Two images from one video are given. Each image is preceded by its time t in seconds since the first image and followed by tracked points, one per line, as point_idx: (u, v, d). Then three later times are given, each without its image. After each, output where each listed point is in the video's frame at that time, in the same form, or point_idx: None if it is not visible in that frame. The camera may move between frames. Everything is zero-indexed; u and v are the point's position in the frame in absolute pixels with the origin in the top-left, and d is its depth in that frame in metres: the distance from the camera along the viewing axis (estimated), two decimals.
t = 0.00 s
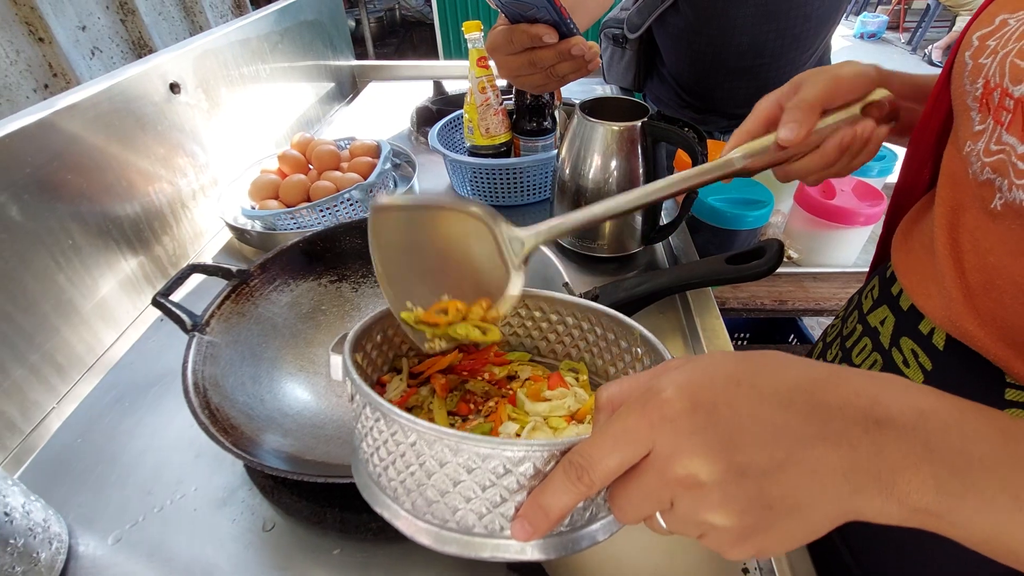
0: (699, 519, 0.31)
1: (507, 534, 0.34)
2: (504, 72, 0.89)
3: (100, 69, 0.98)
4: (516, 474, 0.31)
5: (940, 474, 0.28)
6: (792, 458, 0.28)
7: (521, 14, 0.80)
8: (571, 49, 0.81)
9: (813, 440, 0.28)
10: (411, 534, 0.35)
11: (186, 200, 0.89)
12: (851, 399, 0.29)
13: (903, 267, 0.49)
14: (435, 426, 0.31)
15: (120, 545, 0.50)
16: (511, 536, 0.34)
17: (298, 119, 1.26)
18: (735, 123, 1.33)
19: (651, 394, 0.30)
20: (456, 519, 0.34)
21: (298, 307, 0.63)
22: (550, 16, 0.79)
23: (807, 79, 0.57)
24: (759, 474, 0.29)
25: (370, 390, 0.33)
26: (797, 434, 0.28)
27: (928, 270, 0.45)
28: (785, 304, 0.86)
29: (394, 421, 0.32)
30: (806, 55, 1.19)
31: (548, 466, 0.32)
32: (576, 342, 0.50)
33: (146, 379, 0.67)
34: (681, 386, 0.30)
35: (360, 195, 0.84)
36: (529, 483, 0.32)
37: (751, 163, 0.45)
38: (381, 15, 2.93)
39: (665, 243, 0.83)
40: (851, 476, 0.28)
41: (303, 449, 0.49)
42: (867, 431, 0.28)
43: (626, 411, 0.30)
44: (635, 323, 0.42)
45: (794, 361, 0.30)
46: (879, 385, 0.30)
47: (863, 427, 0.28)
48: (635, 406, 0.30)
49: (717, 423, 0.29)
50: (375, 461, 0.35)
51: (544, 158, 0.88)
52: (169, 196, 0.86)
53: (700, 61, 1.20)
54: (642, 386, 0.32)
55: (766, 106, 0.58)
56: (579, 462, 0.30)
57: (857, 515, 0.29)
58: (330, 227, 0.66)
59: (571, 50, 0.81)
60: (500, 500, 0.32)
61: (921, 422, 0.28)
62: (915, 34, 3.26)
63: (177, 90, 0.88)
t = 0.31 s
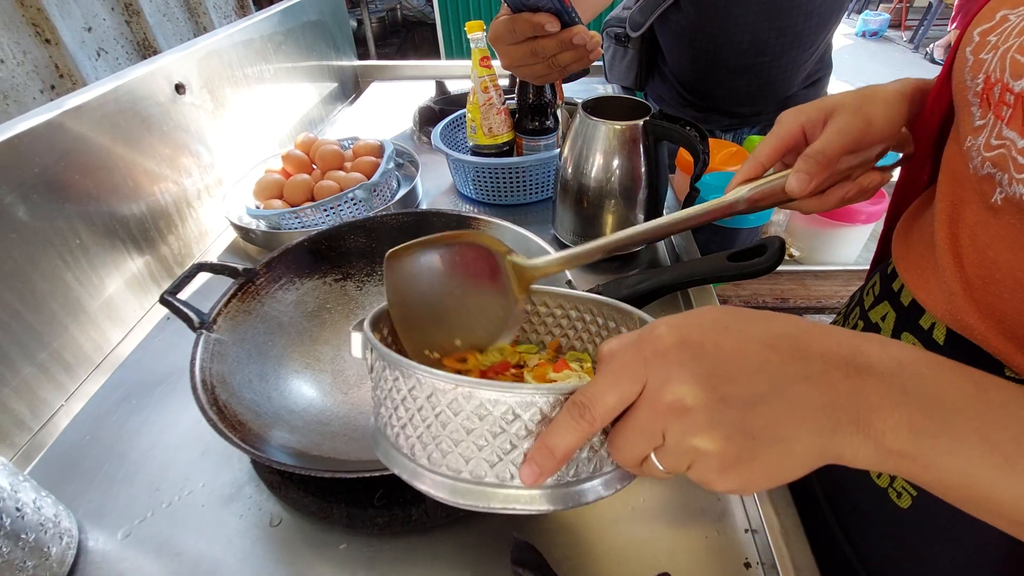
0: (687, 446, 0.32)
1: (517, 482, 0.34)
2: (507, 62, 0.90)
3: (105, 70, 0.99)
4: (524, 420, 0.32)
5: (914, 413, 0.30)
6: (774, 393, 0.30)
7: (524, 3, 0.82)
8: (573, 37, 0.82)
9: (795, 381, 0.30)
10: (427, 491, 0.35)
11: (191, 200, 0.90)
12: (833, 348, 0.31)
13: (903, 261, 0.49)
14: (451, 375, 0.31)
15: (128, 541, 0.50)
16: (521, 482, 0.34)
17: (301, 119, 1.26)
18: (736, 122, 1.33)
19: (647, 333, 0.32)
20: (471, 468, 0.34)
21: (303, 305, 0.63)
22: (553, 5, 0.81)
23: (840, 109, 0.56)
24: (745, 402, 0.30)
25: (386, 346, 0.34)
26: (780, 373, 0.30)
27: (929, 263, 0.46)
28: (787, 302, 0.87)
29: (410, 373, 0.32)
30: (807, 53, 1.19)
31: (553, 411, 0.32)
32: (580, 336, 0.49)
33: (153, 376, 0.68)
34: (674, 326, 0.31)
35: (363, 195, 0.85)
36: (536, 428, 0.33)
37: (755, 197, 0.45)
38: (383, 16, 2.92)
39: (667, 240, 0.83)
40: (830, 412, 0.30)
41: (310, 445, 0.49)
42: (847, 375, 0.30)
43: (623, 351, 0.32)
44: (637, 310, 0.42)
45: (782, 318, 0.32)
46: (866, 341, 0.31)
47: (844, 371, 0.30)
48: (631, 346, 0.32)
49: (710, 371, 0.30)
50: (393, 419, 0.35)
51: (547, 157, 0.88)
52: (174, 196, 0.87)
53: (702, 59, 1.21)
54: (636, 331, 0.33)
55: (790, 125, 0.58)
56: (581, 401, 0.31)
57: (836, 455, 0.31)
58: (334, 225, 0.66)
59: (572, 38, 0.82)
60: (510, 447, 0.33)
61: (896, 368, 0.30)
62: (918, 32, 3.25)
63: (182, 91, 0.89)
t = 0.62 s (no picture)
0: (683, 439, 0.32)
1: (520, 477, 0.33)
2: (509, 60, 0.90)
3: (105, 70, 0.99)
4: (528, 415, 0.32)
5: (906, 411, 0.29)
6: (769, 387, 0.30)
7: (525, 1, 0.82)
8: (575, 34, 0.82)
9: (789, 378, 0.30)
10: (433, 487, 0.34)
11: (191, 200, 0.90)
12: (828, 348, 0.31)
13: (903, 261, 0.49)
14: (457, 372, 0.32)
15: (128, 542, 0.50)
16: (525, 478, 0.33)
17: (301, 120, 1.26)
18: (737, 122, 1.33)
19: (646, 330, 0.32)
20: (476, 464, 0.33)
21: (303, 306, 0.63)
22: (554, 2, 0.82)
23: (811, 118, 0.57)
24: (737, 397, 0.31)
25: (393, 345, 0.34)
26: (773, 367, 0.30)
27: (930, 263, 0.46)
28: (788, 302, 0.87)
29: (416, 371, 0.32)
30: (807, 52, 1.19)
31: (558, 407, 0.33)
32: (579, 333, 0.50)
33: (153, 377, 0.68)
34: (671, 322, 0.32)
35: (363, 196, 0.85)
36: (540, 424, 0.33)
37: (762, 211, 0.45)
38: (382, 16, 2.92)
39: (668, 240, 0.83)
40: (827, 411, 0.30)
41: (309, 447, 0.49)
42: (841, 373, 0.30)
43: (622, 349, 0.32)
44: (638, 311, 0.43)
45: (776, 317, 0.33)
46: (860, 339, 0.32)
47: (838, 368, 0.30)
48: (632, 341, 0.32)
49: (703, 360, 0.31)
50: (399, 416, 0.35)
51: (547, 156, 0.88)
52: (174, 197, 0.87)
53: (701, 58, 1.20)
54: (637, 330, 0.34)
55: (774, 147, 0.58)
56: (584, 396, 0.31)
57: (831, 452, 0.31)
58: (334, 226, 0.66)
59: (574, 36, 0.82)
60: (514, 443, 0.33)
61: (892, 367, 0.30)
62: (919, 31, 3.24)
63: (182, 92, 0.89)
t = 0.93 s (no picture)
0: (692, 476, 0.31)
1: (517, 496, 0.33)
2: (510, 59, 0.90)
3: (104, 71, 0.99)
4: (524, 438, 0.31)
5: (919, 434, 0.28)
6: (779, 417, 0.29)
7: None
8: (577, 31, 0.82)
9: (797, 401, 0.29)
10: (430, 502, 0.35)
11: (190, 200, 0.90)
12: (835, 363, 0.30)
13: (907, 259, 0.49)
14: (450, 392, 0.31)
15: (125, 544, 0.50)
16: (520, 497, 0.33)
17: (301, 119, 1.26)
18: (738, 121, 1.33)
19: (646, 359, 0.31)
20: (470, 482, 0.33)
21: (302, 307, 0.63)
22: None
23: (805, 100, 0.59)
24: (746, 429, 0.30)
25: (388, 359, 0.33)
26: (780, 383, 0.30)
27: (932, 263, 0.45)
28: (790, 302, 0.86)
29: (409, 389, 0.32)
30: (809, 51, 1.19)
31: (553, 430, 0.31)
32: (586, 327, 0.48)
33: (151, 378, 0.67)
34: (675, 352, 0.31)
35: (362, 195, 0.84)
36: (536, 447, 0.32)
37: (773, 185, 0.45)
38: (383, 16, 2.92)
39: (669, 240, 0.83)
40: (837, 434, 0.29)
41: (307, 448, 0.49)
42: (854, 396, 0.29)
43: (622, 378, 0.31)
44: (642, 306, 0.41)
45: (783, 333, 0.31)
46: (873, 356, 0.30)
47: (848, 389, 0.29)
48: (632, 370, 0.31)
49: (705, 381, 0.30)
50: (395, 430, 0.35)
51: (547, 156, 0.88)
52: (173, 197, 0.86)
53: (702, 57, 1.20)
54: (641, 352, 0.33)
55: (772, 134, 0.59)
56: (581, 424, 0.30)
57: (844, 478, 0.30)
58: (332, 226, 0.65)
59: (576, 33, 0.82)
60: (509, 463, 0.32)
61: (904, 385, 0.29)
62: (919, 30, 3.24)
63: (181, 91, 0.89)
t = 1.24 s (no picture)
0: (709, 533, 0.31)
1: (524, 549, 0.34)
2: (510, 57, 0.90)
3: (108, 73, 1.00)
4: (529, 493, 0.32)
5: (937, 477, 0.29)
6: (798, 471, 0.29)
7: None
8: (578, 28, 0.83)
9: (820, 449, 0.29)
10: (433, 555, 0.36)
11: (194, 202, 0.90)
12: (853, 407, 0.30)
13: (904, 264, 0.49)
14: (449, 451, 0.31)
15: (129, 544, 0.51)
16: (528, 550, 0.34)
17: (302, 121, 1.27)
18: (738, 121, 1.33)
19: (656, 412, 0.30)
20: (474, 538, 0.34)
21: (304, 308, 0.63)
22: None
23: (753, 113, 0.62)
24: (764, 488, 0.29)
25: (379, 414, 0.33)
26: (793, 422, 0.29)
27: (928, 267, 0.46)
28: (790, 302, 0.86)
29: (404, 448, 0.32)
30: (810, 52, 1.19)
31: (559, 483, 0.32)
32: (582, 349, 0.51)
33: (155, 379, 0.68)
34: (684, 402, 0.30)
35: (364, 197, 0.85)
36: (543, 500, 0.32)
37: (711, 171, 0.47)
38: (384, 16, 2.93)
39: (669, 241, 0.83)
40: (856, 482, 0.29)
41: (310, 448, 0.49)
42: (874, 441, 0.29)
43: (631, 431, 0.30)
44: (638, 329, 0.44)
45: (797, 370, 0.31)
46: (881, 389, 0.31)
47: (872, 439, 0.29)
48: (641, 422, 0.30)
49: (720, 436, 0.29)
50: (392, 485, 0.35)
51: (548, 158, 0.89)
52: (176, 199, 0.87)
53: (702, 58, 1.20)
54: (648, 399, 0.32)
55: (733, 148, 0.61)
56: (590, 481, 0.30)
57: (864, 521, 0.30)
58: (334, 228, 0.66)
59: (578, 30, 0.83)
60: (515, 518, 0.33)
61: (924, 427, 0.29)
62: (921, 31, 3.23)
63: (184, 94, 0.89)
